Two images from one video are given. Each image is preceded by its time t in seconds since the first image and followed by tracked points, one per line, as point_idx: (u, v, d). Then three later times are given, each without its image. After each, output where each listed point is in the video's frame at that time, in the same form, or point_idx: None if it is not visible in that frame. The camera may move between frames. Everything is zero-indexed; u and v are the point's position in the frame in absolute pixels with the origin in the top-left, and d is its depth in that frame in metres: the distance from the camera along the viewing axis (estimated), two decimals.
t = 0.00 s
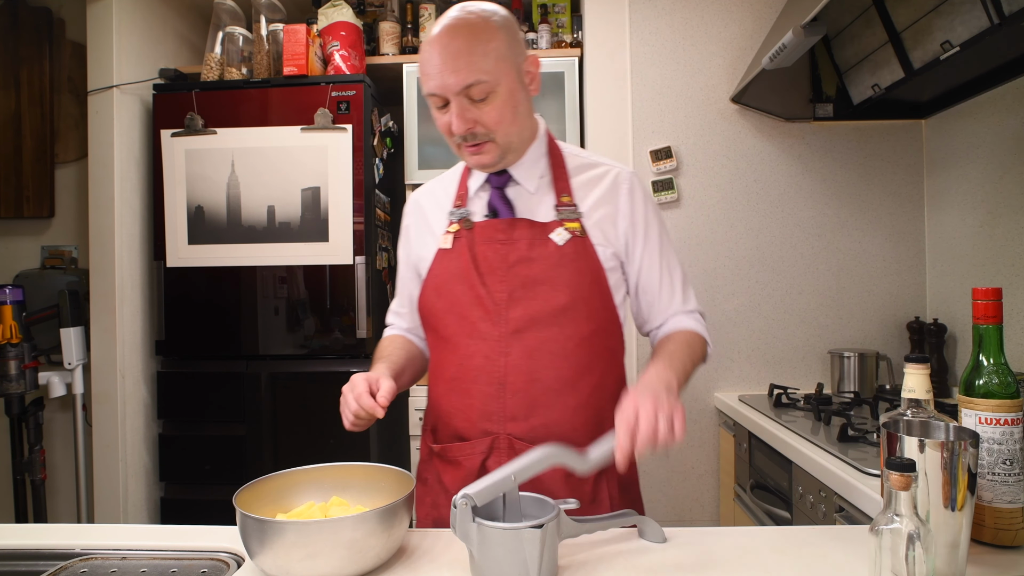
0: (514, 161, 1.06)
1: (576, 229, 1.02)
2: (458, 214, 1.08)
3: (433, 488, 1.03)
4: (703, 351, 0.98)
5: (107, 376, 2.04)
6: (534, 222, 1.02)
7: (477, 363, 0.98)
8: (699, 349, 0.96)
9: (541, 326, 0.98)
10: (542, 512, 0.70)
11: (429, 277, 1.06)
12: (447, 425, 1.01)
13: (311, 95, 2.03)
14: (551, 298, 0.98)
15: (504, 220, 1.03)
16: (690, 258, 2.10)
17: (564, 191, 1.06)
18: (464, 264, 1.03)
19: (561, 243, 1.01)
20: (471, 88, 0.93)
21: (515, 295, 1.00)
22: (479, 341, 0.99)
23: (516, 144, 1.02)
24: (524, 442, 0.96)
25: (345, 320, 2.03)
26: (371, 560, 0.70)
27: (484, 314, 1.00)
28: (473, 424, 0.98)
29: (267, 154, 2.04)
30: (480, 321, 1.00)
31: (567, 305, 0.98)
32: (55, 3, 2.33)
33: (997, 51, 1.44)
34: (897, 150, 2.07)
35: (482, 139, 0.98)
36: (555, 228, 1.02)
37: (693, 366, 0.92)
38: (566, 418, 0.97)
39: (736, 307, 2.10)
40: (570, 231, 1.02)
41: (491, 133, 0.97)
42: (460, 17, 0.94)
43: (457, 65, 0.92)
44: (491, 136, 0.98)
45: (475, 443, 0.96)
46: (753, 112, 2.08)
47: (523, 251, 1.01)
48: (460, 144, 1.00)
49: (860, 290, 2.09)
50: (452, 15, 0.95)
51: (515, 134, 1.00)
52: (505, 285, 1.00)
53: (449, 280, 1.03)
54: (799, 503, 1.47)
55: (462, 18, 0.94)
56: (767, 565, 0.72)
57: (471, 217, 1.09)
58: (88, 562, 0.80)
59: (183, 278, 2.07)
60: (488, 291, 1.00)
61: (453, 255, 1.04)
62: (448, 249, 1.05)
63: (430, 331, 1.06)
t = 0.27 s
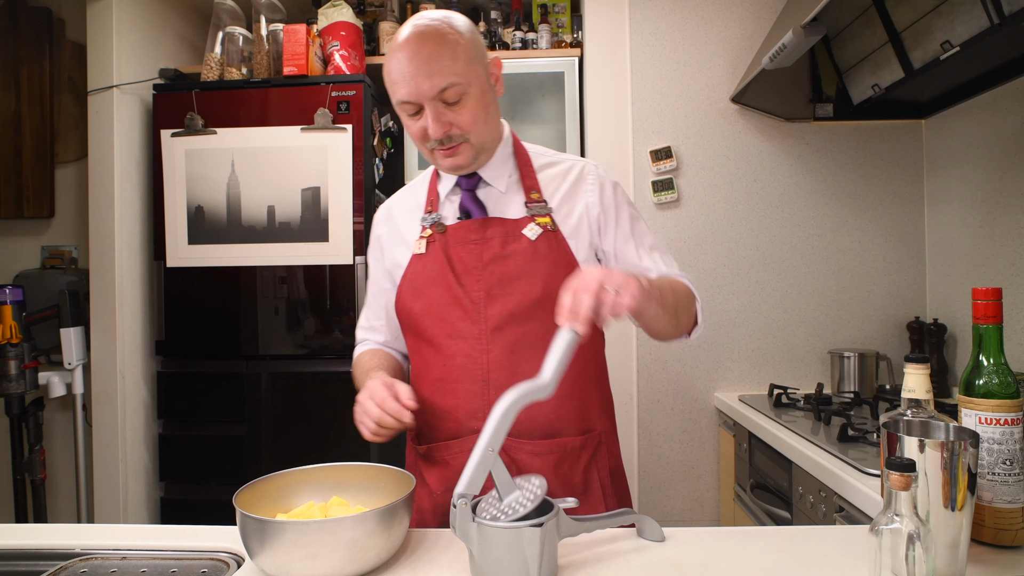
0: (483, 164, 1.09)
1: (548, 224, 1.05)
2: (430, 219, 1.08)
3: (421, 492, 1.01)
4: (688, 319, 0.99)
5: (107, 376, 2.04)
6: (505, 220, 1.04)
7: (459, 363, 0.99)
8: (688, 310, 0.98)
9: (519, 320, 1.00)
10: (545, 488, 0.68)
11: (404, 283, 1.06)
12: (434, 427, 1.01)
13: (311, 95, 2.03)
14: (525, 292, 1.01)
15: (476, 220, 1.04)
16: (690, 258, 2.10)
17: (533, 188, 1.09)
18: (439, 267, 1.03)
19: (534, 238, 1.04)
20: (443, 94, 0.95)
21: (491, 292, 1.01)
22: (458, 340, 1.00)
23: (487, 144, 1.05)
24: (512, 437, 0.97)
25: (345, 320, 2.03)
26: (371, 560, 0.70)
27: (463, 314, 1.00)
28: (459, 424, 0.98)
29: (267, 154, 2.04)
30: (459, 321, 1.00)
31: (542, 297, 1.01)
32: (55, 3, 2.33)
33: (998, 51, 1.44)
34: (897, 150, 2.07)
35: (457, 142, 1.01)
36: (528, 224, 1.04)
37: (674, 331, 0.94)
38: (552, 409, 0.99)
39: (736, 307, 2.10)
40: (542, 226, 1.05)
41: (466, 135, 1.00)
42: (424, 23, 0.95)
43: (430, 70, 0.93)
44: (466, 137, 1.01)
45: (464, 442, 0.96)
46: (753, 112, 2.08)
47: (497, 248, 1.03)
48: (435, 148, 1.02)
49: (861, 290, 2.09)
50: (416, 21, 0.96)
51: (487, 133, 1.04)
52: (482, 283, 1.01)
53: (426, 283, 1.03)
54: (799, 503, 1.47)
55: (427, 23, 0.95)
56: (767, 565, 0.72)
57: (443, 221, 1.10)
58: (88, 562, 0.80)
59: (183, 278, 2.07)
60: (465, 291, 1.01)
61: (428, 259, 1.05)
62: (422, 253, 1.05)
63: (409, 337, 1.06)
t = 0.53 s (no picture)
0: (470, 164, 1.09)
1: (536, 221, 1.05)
2: (420, 221, 1.07)
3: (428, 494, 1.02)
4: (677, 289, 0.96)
5: (107, 376, 2.04)
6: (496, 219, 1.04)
7: (457, 363, 0.99)
8: (671, 275, 0.95)
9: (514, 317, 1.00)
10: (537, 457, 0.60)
11: (396, 286, 1.06)
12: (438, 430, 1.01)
13: (311, 95, 2.03)
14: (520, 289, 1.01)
15: (465, 220, 1.04)
16: (690, 257, 2.10)
17: (520, 185, 1.08)
18: (433, 269, 1.03)
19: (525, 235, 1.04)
20: (432, 92, 0.96)
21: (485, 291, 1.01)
22: (455, 340, 1.00)
23: (476, 144, 1.05)
24: (515, 434, 0.97)
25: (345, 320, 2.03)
26: (371, 560, 0.70)
27: (459, 314, 1.00)
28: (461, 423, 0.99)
29: (267, 154, 2.04)
30: (456, 321, 1.00)
31: (536, 291, 1.01)
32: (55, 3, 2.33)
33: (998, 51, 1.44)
34: (897, 150, 2.07)
35: (446, 141, 1.00)
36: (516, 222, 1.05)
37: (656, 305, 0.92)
38: (553, 403, 0.99)
39: (735, 307, 2.10)
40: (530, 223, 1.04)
41: (455, 133, 1.00)
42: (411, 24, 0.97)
43: (417, 68, 0.94)
44: (455, 136, 1.01)
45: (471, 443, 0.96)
46: (753, 112, 2.08)
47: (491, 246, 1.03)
48: (424, 149, 1.02)
49: (861, 290, 2.09)
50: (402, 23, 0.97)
51: (475, 133, 1.04)
52: (476, 282, 1.01)
53: (420, 286, 1.03)
54: (800, 503, 1.47)
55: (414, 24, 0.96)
56: (767, 565, 0.72)
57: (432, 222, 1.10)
58: (88, 562, 0.80)
59: (183, 278, 2.07)
60: (460, 291, 1.01)
61: (421, 260, 1.05)
62: (414, 255, 1.06)
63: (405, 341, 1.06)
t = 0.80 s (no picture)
0: (479, 164, 1.08)
1: (543, 220, 1.06)
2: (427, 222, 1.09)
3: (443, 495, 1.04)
4: (658, 282, 0.89)
5: (107, 376, 2.04)
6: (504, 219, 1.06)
7: (470, 366, 1.01)
8: (651, 268, 0.88)
9: (528, 319, 1.00)
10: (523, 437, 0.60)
11: (408, 288, 1.09)
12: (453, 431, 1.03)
13: (311, 95, 2.03)
14: (533, 291, 1.00)
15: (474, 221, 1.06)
16: (690, 257, 2.10)
17: (528, 184, 1.10)
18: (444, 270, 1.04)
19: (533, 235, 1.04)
20: (442, 91, 0.93)
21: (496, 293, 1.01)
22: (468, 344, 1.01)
23: (486, 143, 1.04)
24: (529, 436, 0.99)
25: (345, 320, 2.03)
26: (371, 560, 0.70)
27: (472, 317, 1.01)
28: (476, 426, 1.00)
29: (267, 154, 2.04)
30: (469, 324, 1.01)
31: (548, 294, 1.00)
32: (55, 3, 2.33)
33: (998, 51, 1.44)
34: (897, 150, 2.07)
35: (457, 140, 0.98)
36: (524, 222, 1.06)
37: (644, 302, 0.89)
38: (565, 404, 1.00)
39: (736, 307, 2.10)
40: (538, 222, 1.06)
41: (466, 132, 0.98)
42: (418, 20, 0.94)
43: (426, 67, 0.92)
44: (466, 135, 0.98)
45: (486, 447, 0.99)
46: (753, 112, 2.08)
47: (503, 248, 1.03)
48: (434, 148, 1.00)
49: (861, 290, 2.09)
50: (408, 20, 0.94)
51: (485, 131, 1.02)
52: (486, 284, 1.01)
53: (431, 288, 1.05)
54: (800, 503, 1.47)
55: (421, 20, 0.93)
56: (767, 565, 0.72)
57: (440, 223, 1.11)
58: (88, 562, 0.80)
59: (183, 278, 2.07)
60: (473, 294, 1.01)
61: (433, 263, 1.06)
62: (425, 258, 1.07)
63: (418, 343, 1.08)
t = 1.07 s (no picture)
0: (516, 161, 1.04)
1: (576, 224, 1.00)
2: (459, 216, 1.07)
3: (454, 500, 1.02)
4: (662, 302, 0.77)
5: (107, 376, 2.04)
6: (534, 218, 1.01)
7: (493, 369, 0.98)
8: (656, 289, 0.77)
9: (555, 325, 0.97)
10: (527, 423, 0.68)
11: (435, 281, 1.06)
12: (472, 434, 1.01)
13: (312, 95, 2.03)
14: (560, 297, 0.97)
15: (502, 219, 1.02)
16: (690, 257, 2.10)
17: (561, 183, 1.03)
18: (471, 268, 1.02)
19: (562, 239, 1.00)
20: (483, 85, 0.89)
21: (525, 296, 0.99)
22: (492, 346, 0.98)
23: (525, 138, 1.00)
24: (551, 449, 0.95)
25: (345, 320, 2.03)
26: (371, 560, 0.70)
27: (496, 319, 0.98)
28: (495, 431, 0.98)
29: (266, 154, 2.04)
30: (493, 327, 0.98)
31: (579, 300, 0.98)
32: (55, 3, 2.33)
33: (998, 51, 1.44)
34: (897, 150, 2.07)
35: (497, 135, 0.95)
36: (554, 224, 1.01)
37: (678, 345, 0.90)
38: (589, 418, 0.97)
39: (736, 307, 2.10)
40: (570, 225, 1.00)
41: (506, 127, 0.94)
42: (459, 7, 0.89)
43: (467, 58, 0.87)
44: (505, 131, 0.95)
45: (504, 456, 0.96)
46: (753, 112, 2.08)
47: (528, 249, 1.00)
48: (472, 142, 0.97)
49: (861, 290, 2.09)
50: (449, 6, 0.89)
51: (525, 126, 0.98)
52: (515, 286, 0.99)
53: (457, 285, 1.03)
54: (799, 503, 1.47)
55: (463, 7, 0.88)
56: (767, 565, 0.72)
57: (474, 218, 1.08)
58: (88, 562, 0.79)
59: (183, 278, 2.07)
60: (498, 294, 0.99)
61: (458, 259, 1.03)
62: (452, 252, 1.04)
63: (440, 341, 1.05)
